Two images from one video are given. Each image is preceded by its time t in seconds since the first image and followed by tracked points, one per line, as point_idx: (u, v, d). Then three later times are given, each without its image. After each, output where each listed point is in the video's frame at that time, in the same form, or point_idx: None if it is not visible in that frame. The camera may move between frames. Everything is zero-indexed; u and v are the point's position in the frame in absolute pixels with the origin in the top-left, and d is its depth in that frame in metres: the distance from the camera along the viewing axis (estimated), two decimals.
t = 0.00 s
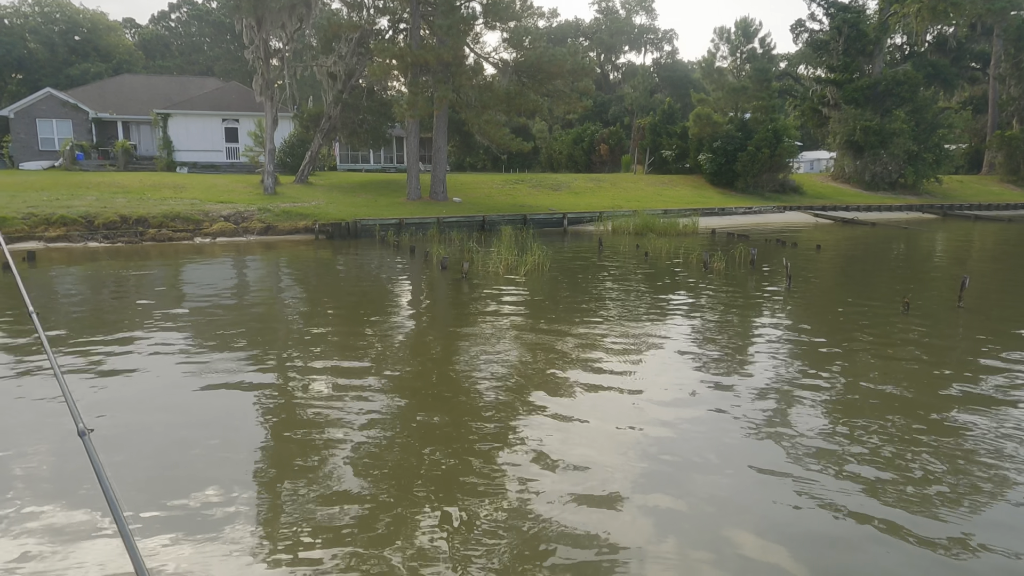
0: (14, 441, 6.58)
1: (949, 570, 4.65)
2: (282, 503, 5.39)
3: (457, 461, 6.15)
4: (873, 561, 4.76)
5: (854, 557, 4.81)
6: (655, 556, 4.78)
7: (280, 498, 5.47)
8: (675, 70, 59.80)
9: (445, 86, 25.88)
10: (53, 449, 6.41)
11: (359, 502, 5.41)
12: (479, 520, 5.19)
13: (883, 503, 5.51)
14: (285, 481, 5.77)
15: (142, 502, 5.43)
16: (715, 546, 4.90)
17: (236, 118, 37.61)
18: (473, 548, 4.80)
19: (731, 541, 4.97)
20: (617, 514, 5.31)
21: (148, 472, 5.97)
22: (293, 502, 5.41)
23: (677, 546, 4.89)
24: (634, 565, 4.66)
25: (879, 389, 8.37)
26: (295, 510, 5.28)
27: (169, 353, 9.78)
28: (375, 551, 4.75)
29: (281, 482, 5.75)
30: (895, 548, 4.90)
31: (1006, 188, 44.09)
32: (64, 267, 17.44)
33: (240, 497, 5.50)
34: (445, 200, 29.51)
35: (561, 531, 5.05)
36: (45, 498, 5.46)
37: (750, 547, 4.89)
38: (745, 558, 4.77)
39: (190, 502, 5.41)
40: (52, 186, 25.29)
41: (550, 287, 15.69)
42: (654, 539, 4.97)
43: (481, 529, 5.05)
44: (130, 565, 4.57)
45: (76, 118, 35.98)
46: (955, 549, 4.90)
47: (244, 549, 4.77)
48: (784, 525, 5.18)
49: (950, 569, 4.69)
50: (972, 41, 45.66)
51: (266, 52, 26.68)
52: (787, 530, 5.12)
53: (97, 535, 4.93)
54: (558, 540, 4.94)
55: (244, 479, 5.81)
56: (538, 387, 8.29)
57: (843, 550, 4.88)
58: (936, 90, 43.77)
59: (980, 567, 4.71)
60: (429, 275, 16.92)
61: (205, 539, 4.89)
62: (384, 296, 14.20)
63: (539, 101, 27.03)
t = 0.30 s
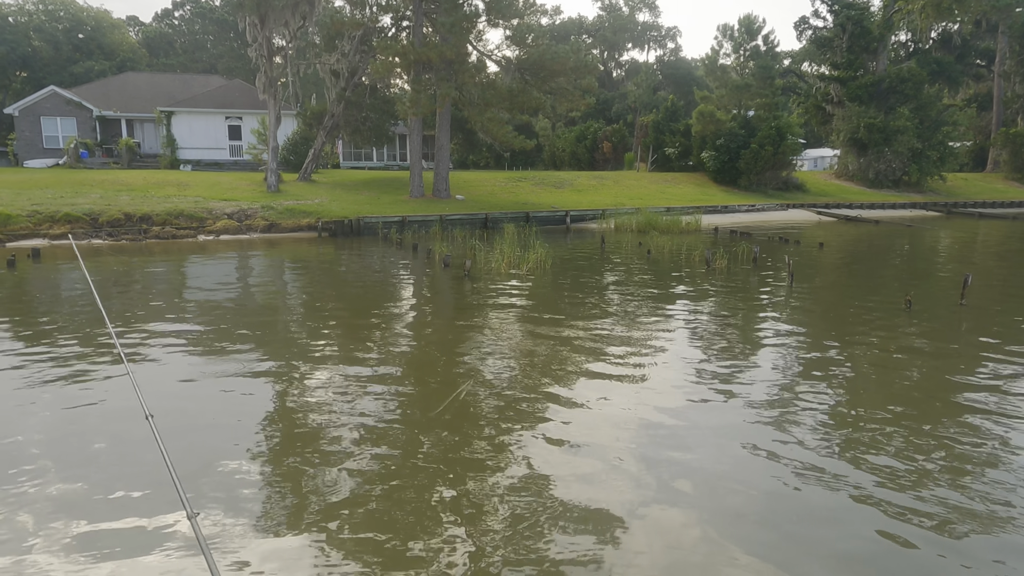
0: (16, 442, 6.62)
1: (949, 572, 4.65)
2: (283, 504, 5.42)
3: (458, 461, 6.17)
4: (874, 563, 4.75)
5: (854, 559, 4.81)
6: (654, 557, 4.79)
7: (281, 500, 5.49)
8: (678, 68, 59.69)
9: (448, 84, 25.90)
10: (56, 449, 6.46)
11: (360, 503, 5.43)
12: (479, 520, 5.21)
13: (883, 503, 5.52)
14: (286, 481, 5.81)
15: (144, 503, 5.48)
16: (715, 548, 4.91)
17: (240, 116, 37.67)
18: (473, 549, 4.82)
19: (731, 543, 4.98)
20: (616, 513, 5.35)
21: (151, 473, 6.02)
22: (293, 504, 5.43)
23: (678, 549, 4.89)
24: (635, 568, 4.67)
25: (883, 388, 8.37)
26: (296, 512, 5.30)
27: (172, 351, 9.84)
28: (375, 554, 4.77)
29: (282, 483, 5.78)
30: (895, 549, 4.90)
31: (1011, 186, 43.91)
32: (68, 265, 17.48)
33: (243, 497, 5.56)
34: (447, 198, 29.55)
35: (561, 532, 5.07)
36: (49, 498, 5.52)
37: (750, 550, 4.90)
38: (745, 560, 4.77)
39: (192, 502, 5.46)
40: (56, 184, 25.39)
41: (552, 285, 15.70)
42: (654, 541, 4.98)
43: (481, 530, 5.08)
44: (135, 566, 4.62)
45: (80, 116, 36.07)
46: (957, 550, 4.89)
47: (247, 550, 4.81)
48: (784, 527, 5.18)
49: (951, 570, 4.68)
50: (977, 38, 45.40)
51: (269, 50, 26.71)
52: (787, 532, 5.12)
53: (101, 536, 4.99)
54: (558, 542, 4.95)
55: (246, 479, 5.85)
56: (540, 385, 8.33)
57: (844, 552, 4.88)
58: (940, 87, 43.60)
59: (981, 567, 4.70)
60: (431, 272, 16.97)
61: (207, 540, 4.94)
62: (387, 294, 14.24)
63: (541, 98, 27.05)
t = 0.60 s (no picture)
0: (24, 435, 6.65)
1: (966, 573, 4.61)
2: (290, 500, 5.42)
3: (464, 459, 6.17)
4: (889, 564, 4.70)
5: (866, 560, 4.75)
6: (661, 555, 4.77)
7: (290, 497, 5.48)
8: (684, 65, 59.57)
9: (453, 82, 25.94)
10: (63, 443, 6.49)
11: (367, 500, 5.42)
12: (487, 517, 5.20)
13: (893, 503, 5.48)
14: (290, 478, 5.80)
15: (153, 495, 5.51)
16: (723, 545, 4.88)
17: (246, 114, 37.83)
18: (482, 545, 4.81)
19: (739, 540, 4.95)
20: (622, 509, 5.34)
21: (159, 465, 6.05)
22: (301, 500, 5.43)
23: (685, 547, 4.87)
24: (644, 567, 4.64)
25: (888, 387, 8.37)
26: (303, 509, 5.28)
27: (179, 348, 9.89)
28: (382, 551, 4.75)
29: (286, 479, 5.79)
30: (902, 548, 4.88)
31: (1019, 184, 43.61)
32: (76, 262, 17.61)
33: (249, 492, 5.58)
34: (453, 196, 29.59)
35: (569, 529, 5.06)
36: (58, 490, 5.55)
37: (759, 548, 4.86)
38: (755, 558, 4.75)
39: (201, 495, 5.50)
40: (64, 182, 25.57)
41: (557, 283, 15.71)
42: (661, 541, 4.94)
43: (487, 527, 5.06)
44: (143, 557, 4.65)
45: (88, 115, 36.25)
46: (968, 550, 4.86)
47: (256, 543, 4.83)
48: (794, 527, 5.13)
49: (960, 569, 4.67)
50: (985, 35, 45.12)
51: (276, 49, 26.80)
52: (796, 531, 5.09)
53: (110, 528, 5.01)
54: (565, 538, 4.94)
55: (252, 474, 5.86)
56: (545, 382, 8.38)
57: (854, 551, 4.85)
58: (948, 85, 43.37)
59: (995, 568, 4.66)
60: (437, 270, 17.04)
61: (214, 532, 4.96)
62: (392, 292, 14.27)
63: (547, 96, 27.05)
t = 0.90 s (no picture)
0: (34, 434, 6.73)
1: None
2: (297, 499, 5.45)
3: (469, 458, 6.19)
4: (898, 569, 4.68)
5: (874, 565, 4.74)
6: (669, 557, 4.76)
7: (296, 496, 5.51)
8: (691, 64, 59.45)
9: (460, 81, 25.96)
10: (74, 441, 6.56)
11: (374, 500, 5.44)
12: (492, 517, 5.22)
13: (900, 506, 5.46)
14: (297, 477, 5.84)
15: (163, 492, 5.58)
16: (726, 547, 4.89)
17: (254, 113, 37.98)
18: (488, 545, 4.84)
19: (745, 542, 4.95)
20: (627, 509, 5.36)
21: (167, 463, 6.12)
22: (308, 500, 5.45)
23: (691, 549, 4.86)
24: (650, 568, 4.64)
25: (895, 388, 8.33)
26: (308, 509, 5.30)
27: (186, 346, 9.95)
28: (388, 551, 4.77)
29: (293, 478, 5.82)
30: (911, 553, 4.85)
31: None
32: (84, 261, 17.71)
33: (256, 490, 5.63)
34: (459, 195, 29.63)
35: (574, 531, 5.06)
36: (68, 487, 5.62)
37: (766, 551, 4.85)
38: (762, 560, 4.74)
39: (210, 492, 5.56)
40: (73, 182, 25.72)
41: (564, 283, 15.68)
42: (668, 542, 4.95)
43: (493, 527, 5.08)
44: (154, 554, 4.70)
45: (97, 115, 36.45)
46: (973, 553, 4.86)
47: (264, 542, 4.86)
48: (799, 530, 5.10)
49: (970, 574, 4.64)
50: (995, 34, 44.79)
51: (283, 49, 26.88)
52: (803, 533, 5.08)
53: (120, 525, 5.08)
54: (571, 538, 4.96)
55: (259, 472, 5.91)
56: (551, 382, 8.40)
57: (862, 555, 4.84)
58: (958, 84, 43.11)
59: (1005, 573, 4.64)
60: (443, 270, 17.06)
61: (223, 530, 5.02)
62: (398, 291, 14.28)
63: (553, 96, 27.04)
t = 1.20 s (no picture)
0: (40, 434, 6.77)
1: None
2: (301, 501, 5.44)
3: (472, 459, 6.18)
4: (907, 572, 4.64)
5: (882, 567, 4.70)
6: (674, 558, 4.74)
7: (300, 497, 5.49)
8: (695, 64, 59.40)
9: (464, 82, 26.02)
10: (79, 442, 6.59)
11: (378, 500, 5.43)
12: (497, 518, 5.21)
13: (908, 508, 5.42)
14: (301, 477, 5.84)
15: (167, 494, 5.60)
16: (731, 543, 4.92)
17: (258, 114, 38.10)
18: (492, 546, 4.82)
19: (752, 544, 4.92)
20: (631, 509, 5.35)
21: (172, 465, 6.14)
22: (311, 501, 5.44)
23: (698, 551, 4.83)
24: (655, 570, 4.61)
25: (898, 388, 8.34)
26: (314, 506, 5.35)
27: (192, 345, 10.02)
28: (392, 552, 4.74)
29: (297, 478, 5.84)
30: (919, 556, 4.81)
31: None
32: (90, 261, 17.80)
33: (260, 490, 5.66)
34: (463, 195, 29.67)
35: (579, 531, 5.05)
36: (73, 489, 5.65)
37: (773, 553, 4.81)
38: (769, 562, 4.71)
39: (214, 493, 5.59)
40: (79, 181, 25.83)
41: (568, 283, 15.69)
42: (674, 543, 4.91)
43: (498, 527, 5.06)
44: (158, 555, 4.72)
45: (102, 115, 36.62)
46: (975, 549, 4.89)
47: (267, 543, 4.86)
48: (802, 527, 5.14)
49: None
50: (1000, 34, 44.64)
51: (288, 49, 26.98)
52: (810, 536, 5.04)
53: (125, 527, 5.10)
54: (576, 539, 4.94)
55: (263, 474, 5.92)
56: (555, 382, 8.41)
57: (871, 559, 4.79)
58: (963, 83, 42.99)
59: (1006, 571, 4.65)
60: (447, 269, 17.10)
61: (227, 531, 5.03)
62: (403, 291, 14.32)
63: (557, 96, 27.04)
